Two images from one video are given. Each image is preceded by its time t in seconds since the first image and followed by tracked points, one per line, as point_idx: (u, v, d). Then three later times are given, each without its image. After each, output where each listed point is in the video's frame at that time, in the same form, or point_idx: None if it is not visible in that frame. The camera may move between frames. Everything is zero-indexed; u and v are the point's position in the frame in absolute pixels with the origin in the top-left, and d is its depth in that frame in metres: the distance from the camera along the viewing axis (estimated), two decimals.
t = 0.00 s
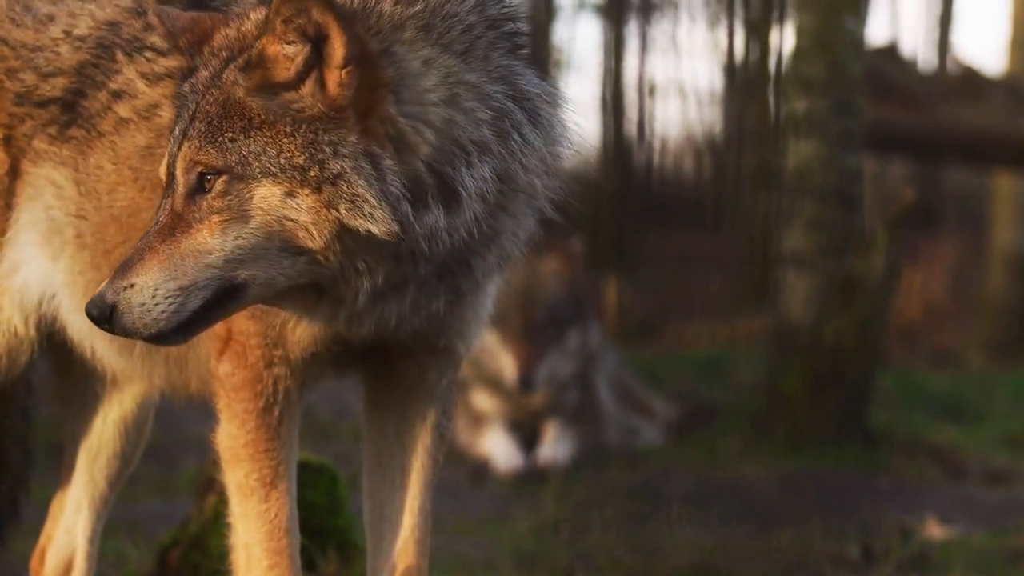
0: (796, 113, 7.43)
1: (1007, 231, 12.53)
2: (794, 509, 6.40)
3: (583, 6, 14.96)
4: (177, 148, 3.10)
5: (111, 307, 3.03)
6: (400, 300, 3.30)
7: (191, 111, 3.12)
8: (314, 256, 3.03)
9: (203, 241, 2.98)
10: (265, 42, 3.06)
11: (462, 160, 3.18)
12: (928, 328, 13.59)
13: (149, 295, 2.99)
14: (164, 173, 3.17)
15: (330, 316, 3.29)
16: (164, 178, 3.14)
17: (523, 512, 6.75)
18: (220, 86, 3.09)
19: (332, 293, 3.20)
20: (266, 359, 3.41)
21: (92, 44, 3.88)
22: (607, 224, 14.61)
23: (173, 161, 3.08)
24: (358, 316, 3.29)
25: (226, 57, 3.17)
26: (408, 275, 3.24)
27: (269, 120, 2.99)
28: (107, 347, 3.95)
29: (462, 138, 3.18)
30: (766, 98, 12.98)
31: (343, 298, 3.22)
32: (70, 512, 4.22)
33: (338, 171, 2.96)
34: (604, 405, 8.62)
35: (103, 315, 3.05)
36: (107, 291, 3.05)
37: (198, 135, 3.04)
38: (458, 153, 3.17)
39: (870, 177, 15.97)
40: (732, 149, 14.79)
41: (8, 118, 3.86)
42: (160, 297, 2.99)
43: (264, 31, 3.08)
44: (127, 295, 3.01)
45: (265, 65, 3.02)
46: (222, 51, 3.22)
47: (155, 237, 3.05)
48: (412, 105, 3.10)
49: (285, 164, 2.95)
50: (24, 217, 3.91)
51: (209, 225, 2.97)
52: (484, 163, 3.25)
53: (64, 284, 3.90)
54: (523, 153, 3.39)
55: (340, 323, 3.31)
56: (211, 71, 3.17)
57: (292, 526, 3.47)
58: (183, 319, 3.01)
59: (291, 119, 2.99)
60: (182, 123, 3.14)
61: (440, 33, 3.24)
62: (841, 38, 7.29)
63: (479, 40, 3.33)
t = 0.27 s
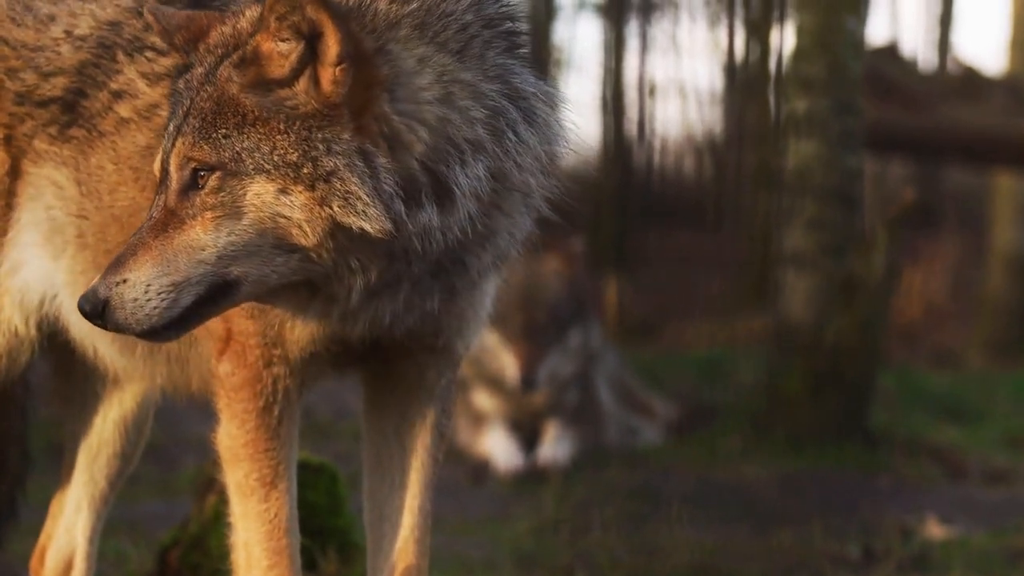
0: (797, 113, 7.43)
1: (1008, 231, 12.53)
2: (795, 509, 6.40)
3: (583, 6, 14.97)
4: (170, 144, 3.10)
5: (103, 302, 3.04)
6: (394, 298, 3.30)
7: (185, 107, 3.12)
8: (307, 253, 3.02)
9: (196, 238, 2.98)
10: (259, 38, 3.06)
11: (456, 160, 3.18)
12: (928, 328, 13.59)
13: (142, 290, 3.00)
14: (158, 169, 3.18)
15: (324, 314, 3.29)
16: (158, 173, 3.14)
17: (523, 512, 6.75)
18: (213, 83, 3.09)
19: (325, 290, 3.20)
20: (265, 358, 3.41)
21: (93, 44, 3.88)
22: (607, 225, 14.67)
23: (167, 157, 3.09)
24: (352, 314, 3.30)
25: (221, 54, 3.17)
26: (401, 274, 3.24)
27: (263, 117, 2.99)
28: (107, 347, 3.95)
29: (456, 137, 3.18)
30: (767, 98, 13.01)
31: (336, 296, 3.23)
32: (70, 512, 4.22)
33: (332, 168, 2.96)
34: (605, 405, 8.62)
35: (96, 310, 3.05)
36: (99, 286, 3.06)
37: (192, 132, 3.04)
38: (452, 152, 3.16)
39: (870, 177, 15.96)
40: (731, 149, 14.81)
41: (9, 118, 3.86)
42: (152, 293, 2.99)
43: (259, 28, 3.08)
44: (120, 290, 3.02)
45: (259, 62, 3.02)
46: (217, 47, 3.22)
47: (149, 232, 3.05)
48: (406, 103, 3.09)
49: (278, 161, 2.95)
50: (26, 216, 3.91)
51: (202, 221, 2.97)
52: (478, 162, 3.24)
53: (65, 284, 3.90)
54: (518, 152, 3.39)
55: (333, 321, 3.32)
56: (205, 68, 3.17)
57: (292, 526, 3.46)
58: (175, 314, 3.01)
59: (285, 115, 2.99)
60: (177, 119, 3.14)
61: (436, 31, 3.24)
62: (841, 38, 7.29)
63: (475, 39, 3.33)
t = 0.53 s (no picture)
0: (798, 112, 7.42)
1: (1010, 231, 12.53)
2: (795, 509, 6.39)
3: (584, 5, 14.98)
4: (169, 143, 3.10)
5: (101, 301, 3.04)
6: (393, 297, 3.31)
7: (184, 106, 3.12)
8: (306, 252, 3.02)
9: (195, 237, 2.98)
10: (257, 38, 3.06)
11: (455, 160, 3.17)
12: (930, 329, 13.58)
13: (140, 289, 3.00)
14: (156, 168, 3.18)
15: (323, 314, 3.29)
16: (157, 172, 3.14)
17: (524, 511, 6.75)
18: (212, 82, 3.09)
19: (324, 290, 3.21)
20: (265, 358, 3.41)
21: (95, 43, 3.88)
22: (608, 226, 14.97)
23: (165, 156, 3.09)
24: (351, 314, 3.30)
25: (219, 53, 3.17)
26: (399, 273, 3.24)
27: (261, 116, 2.99)
28: (109, 346, 3.95)
29: (455, 137, 3.17)
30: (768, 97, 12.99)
31: (334, 296, 3.23)
32: (71, 511, 4.22)
33: (331, 168, 2.95)
34: (605, 404, 8.64)
35: (94, 309, 3.05)
36: (97, 285, 3.05)
37: (190, 131, 3.04)
38: (451, 152, 3.16)
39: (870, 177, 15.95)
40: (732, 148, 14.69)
41: (11, 117, 3.86)
42: (150, 292, 2.99)
43: (258, 28, 3.08)
44: (118, 289, 3.02)
45: (257, 63, 3.02)
46: (215, 47, 3.23)
47: (147, 231, 3.06)
48: (404, 103, 3.10)
49: (277, 161, 2.95)
50: (28, 216, 3.90)
51: (201, 220, 2.98)
52: (477, 161, 3.24)
53: (67, 283, 3.90)
54: (517, 152, 3.39)
55: (333, 320, 3.32)
56: (204, 67, 3.17)
57: (292, 526, 3.46)
58: (173, 314, 3.01)
59: (283, 115, 2.99)
60: (175, 117, 3.14)
61: (435, 31, 3.24)
62: (843, 37, 7.28)
63: (474, 39, 3.33)
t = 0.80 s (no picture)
0: (798, 112, 7.43)
1: (1010, 231, 12.53)
2: (796, 509, 6.39)
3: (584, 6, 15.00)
4: (167, 145, 3.10)
5: (100, 303, 3.03)
6: (392, 298, 3.31)
7: (182, 108, 3.12)
8: (305, 254, 3.02)
9: (194, 239, 2.98)
10: (254, 41, 3.06)
11: (453, 161, 3.17)
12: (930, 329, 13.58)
13: (139, 291, 3.00)
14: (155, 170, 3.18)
15: (322, 316, 3.29)
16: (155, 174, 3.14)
17: (524, 511, 6.75)
18: (210, 84, 3.09)
19: (323, 292, 3.20)
20: (263, 359, 3.41)
21: (95, 42, 3.88)
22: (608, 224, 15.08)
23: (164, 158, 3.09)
24: (351, 315, 3.30)
25: (216, 55, 3.17)
26: (399, 275, 3.24)
27: (258, 118, 2.99)
28: (109, 345, 3.95)
29: (453, 137, 3.17)
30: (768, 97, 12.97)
31: (333, 297, 3.22)
32: (72, 511, 4.22)
33: (330, 169, 2.95)
34: (604, 403, 8.64)
35: (93, 311, 3.05)
36: (96, 287, 3.05)
37: (188, 133, 3.04)
38: (449, 153, 3.16)
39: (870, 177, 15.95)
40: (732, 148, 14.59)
41: (11, 117, 3.86)
42: (150, 294, 2.99)
43: (253, 31, 3.08)
44: (118, 290, 3.02)
45: (253, 65, 3.03)
46: (213, 49, 3.23)
47: (146, 233, 3.06)
48: (402, 104, 3.10)
49: (275, 163, 2.95)
50: (28, 215, 3.90)
51: (200, 221, 2.98)
52: (476, 162, 3.24)
53: (67, 283, 3.90)
54: (515, 152, 3.38)
55: (332, 322, 3.31)
56: (202, 69, 3.17)
57: (291, 526, 3.46)
58: (173, 315, 3.01)
59: (281, 118, 2.99)
60: (173, 119, 3.14)
61: (432, 32, 3.24)
62: (843, 37, 7.28)
63: (472, 40, 3.33)
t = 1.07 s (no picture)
0: (800, 112, 7.44)
1: (1011, 231, 12.53)
2: (796, 509, 6.39)
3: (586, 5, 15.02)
4: (169, 146, 3.10)
5: (103, 303, 3.04)
6: (395, 298, 3.31)
7: (183, 109, 3.13)
8: (307, 254, 3.03)
9: (196, 239, 2.98)
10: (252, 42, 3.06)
11: (455, 160, 3.18)
12: (931, 329, 13.57)
13: (142, 291, 3.00)
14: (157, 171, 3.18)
15: (324, 316, 3.29)
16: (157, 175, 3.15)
17: (525, 510, 6.76)
18: (210, 85, 3.10)
19: (325, 292, 3.21)
20: (264, 358, 3.41)
21: (96, 40, 3.88)
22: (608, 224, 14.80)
23: (166, 159, 3.09)
24: (353, 315, 3.30)
25: (217, 56, 3.18)
26: (401, 274, 3.24)
27: (258, 119, 2.99)
28: (110, 344, 3.96)
29: (455, 137, 3.18)
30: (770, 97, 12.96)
31: (335, 298, 3.23)
32: (74, 510, 4.23)
33: (331, 169, 2.96)
34: (605, 403, 8.66)
35: (96, 312, 3.06)
36: (99, 287, 3.06)
37: (189, 134, 3.05)
38: (451, 152, 3.17)
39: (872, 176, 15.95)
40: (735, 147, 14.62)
41: (13, 115, 3.86)
42: (152, 294, 3.00)
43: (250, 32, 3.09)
44: (121, 290, 3.02)
45: (252, 66, 3.03)
46: (213, 49, 3.23)
47: (148, 233, 3.06)
48: (403, 104, 3.11)
49: (277, 163, 2.96)
50: (30, 213, 3.91)
51: (203, 221, 2.98)
52: (478, 161, 3.25)
53: (69, 281, 3.91)
54: (517, 151, 3.39)
55: (334, 322, 3.32)
56: (202, 69, 3.18)
57: (292, 525, 3.47)
58: (176, 315, 3.02)
59: (282, 118, 2.99)
60: (175, 119, 3.15)
61: (432, 32, 3.25)
62: (844, 37, 7.29)
63: (473, 39, 3.34)
